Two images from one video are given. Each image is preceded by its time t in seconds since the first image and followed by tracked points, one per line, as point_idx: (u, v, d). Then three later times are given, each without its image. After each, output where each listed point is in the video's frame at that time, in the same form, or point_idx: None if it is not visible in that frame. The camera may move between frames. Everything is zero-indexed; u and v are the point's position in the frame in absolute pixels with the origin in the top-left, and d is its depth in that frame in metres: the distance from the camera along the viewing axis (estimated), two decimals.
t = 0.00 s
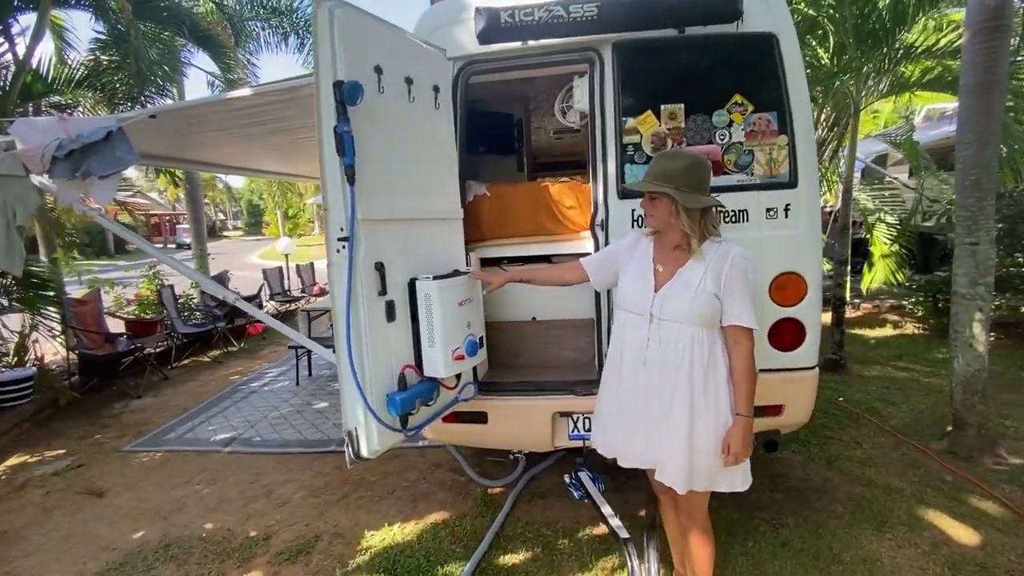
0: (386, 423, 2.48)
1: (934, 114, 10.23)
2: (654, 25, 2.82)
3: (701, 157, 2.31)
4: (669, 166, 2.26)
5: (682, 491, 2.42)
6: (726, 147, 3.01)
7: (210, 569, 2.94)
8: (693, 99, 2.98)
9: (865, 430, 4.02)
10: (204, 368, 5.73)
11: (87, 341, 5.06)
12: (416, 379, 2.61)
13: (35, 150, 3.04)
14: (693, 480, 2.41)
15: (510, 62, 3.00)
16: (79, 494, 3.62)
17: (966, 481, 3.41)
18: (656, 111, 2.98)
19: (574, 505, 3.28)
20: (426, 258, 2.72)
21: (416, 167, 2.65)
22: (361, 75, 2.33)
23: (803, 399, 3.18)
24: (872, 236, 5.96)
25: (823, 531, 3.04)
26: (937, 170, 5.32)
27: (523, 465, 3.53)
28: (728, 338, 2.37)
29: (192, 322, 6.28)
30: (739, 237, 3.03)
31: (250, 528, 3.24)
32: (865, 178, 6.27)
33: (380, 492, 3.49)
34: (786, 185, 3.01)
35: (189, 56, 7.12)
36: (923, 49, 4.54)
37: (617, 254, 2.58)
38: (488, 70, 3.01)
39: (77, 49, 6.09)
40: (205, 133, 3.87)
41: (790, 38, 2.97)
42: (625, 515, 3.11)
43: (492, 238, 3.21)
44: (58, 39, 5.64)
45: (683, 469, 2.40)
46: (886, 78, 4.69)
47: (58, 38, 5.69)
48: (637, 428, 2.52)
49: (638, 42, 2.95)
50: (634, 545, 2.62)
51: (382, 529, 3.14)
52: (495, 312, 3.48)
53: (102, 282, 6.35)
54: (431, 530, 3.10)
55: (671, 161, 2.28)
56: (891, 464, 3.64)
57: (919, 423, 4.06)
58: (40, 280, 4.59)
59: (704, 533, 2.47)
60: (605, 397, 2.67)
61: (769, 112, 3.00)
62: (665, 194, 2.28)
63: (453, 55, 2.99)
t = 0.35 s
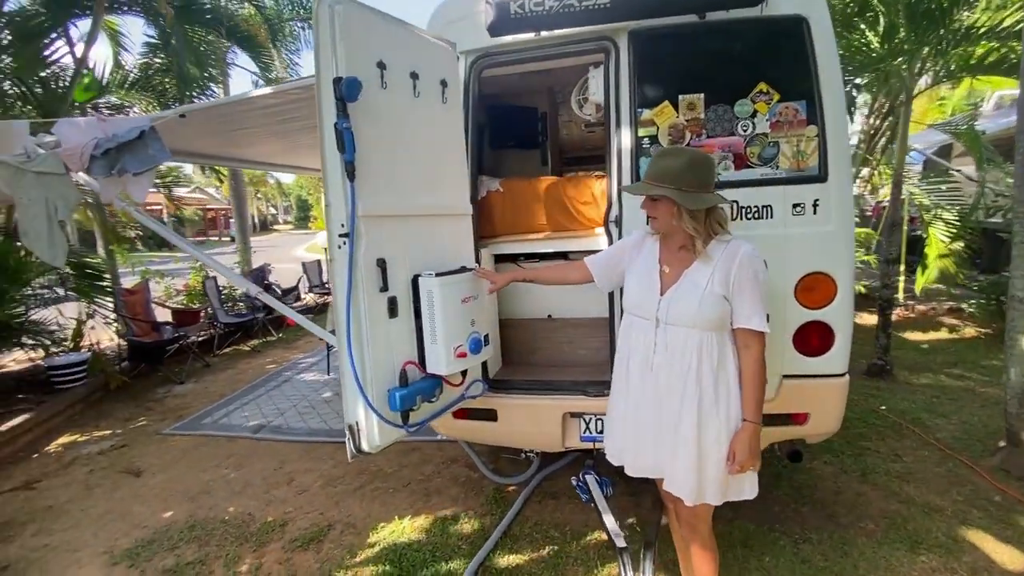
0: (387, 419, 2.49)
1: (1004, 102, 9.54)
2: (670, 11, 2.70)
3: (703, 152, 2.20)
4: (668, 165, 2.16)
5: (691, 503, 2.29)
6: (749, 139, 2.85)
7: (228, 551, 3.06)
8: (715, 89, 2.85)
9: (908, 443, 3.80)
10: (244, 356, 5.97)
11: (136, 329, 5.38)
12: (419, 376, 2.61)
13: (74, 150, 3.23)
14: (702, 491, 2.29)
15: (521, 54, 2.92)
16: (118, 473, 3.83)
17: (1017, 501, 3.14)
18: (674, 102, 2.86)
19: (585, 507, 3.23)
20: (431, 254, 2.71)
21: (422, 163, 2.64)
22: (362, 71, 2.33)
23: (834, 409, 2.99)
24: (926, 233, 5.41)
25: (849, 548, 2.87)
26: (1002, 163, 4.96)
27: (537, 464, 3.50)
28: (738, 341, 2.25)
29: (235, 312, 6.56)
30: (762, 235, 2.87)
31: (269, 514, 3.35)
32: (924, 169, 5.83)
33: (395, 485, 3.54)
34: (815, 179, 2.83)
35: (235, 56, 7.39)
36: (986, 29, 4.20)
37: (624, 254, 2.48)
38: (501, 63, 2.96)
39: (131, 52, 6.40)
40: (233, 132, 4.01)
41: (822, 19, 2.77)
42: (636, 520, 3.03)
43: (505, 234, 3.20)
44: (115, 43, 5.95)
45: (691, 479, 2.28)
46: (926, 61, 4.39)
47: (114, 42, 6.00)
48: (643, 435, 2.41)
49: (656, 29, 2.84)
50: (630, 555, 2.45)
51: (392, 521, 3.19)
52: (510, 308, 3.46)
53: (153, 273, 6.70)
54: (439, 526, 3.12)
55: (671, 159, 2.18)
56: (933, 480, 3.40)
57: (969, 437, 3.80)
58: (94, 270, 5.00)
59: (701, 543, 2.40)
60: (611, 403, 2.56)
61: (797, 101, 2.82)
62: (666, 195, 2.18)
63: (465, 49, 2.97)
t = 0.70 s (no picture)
0: (385, 413, 2.53)
1: None
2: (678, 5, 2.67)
3: (690, 155, 2.18)
4: (656, 169, 2.14)
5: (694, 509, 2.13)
6: (760, 135, 2.74)
7: (240, 534, 3.18)
8: (724, 83, 2.75)
9: (936, 456, 3.62)
10: (274, 348, 6.20)
11: (172, 320, 5.67)
12: (417, 372, 2.65)
13: (107, 150, 3.42)
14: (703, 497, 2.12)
15: (527, 53, 2.92)
16: (148, 456, 4.03)
17: None
18: (682, 98, 2.79)
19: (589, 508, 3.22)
20: (429, 251, 2.73)
21: (424, 161, 2.67)
22: (360, 71, 2.37)
23: (849, 415, 2.85)
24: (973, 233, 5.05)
25: (860, 564, 2.74)
26: None
27: (545, 462, 3.50)
28: (738, 343, 2.14)
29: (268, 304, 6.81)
30: (773, 235, 2.76)
31: (282, 501, 3.46)
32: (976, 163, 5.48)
33: (404, 477, 3.61)
34: (830, 176, 2.71)
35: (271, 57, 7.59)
36: None
37: (620, 257, 2.42)
38: (507, 61, 2.97)
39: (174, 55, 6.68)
40: (257, 132, 4.16)
41: (839, 10, 2.67)
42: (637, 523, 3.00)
43: (513, 233, 3.21)
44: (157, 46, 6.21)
45: (692, 486, 2.12)
46: (957, 48, 4.24)
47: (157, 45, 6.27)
48: (643, 443, 2.27)
49: (663, 24, 2.79)
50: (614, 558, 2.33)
51: (398, 513, 3.25)
52: (520, 305, 3.50)
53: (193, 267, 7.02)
54: (442, 519, 3.17)
55: (658, 163, 2.16)
56: (960, 496, 3.23)
57: (1005, 452, 3.60)
58: (135, 264, 5.26)
59: (700, 555, 2.24)
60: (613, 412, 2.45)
61: (811, 95, 2.70)
62: (655, 200, 2.13)
63: (471, 47, 2.98)
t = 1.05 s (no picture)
0: (378, 411, 2.51)
1: None
2: None
3: (689, 154, 2.09)
4: (651, 167, 2.04)
5: (690, 524, 2.00)
6: (771, 130, 2.60)
7: (244, 524, 3.24)
8: (733, 76, 2.63)
9: (965, 472, 3.42)
10: (297, 341, 6.35)
11: (198, 312, 5.87)
12: (411, 370, 2.62)
13: (128, 147, 3.53)
14: (700, 512, 1.99)
15: (532, 48, 2.88)
16: (167, 443, 4.16)
17: None
18: (689, 92, 2.67)
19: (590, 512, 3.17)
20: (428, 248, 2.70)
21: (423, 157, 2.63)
22: (356, 67, 2.35)
23: (864, 425, 2.65)
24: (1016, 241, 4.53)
25: None
26: None
27: (549, 464, 3.44)
28: (736, 348, 1.98)
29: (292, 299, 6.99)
30: (785, 235, 2.59)
31: (288, 493, 3.52)
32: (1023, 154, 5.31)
33: (408, 474, 3.64)
34: (846, 174, 2.53)
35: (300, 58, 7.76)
36: None
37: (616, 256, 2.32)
38: (513, 55, 2.92)
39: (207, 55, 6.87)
40: (272, 130, 4.25)
41: None
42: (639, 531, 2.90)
43: (516, 231, 3.19)
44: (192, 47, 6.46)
45: (687, 499, 1.98)
46: (999, 36, 4.03)
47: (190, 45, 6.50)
48: (636, 453, 2.13)
49: (670, 15, 2.68)
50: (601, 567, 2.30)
51: (398, 510, 3.27)
52: (525, 305, 3.46)
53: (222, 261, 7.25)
54: (441, 518, 3.18)
55: (653, 161, 2.06)
56: (990, 517, 3.03)
57: None
58: (165, 258, 5.46)
59: (691, 568, 2.15)
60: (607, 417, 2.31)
61: (826, 88, 2.53)
62: (648, 199, 2.03)
63: (476, 42, 2.95)
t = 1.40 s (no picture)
0: (365, 414, 2.45)
1: None
2: None
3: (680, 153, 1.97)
4: (640, 170, 1.92)
5: (669, 544, 1.93)
6: (780, 129, 2.43)
7: (242, 522, 3.23)
8: (741, 71, 2.46)
9: (990, 493, 3.23)
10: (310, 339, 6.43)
11: (213, 308, 5.99)
12: (400, 372, 2.56)
13: (137, 145, 3.60)
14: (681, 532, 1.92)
15: (533, 44, 2.79)
16: (174, 437, 4.21)
17: None
18: (694, 89, 2.52)
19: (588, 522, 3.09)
20: (422, 249, 2.63)
21: (417, 155, 2.56)
22: (346, 63, 2.28)
23: (874, 444, 2.45)
24: None
25: None
26: None
27: (548, 471, 3.37)
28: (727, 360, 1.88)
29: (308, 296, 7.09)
30: (792, 239, 2.42)
31: (287, 491, 3.52)
32: None
33: (407, 476, 3.63)
34: (861, 175, 2.35)
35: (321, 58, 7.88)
36: None
37: (607, 260, 2.22)
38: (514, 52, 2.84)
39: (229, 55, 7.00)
40: (280, 131, 4.32)
41: None
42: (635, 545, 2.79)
43: (517, 231, 3.12)
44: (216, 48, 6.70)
45: (669, 519, 1.91)
46: None
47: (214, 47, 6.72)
48: (619, 466, 2.05)
49: (673, 9, 2.54)
50: None
51: (393, 513, 3.23)
52: (526, 309, 3.38)
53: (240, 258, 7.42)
54: (435, 523, 3.12)
55: (640, 165, 1.93)
56: (1016, 543, 2.83)
57: None
58: (183, 254, 5.68)
59: None
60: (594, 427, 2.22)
61: (841, 84, 2.35)
62: (640, 205, 1.91)
63: (476, 39, 2.88)
